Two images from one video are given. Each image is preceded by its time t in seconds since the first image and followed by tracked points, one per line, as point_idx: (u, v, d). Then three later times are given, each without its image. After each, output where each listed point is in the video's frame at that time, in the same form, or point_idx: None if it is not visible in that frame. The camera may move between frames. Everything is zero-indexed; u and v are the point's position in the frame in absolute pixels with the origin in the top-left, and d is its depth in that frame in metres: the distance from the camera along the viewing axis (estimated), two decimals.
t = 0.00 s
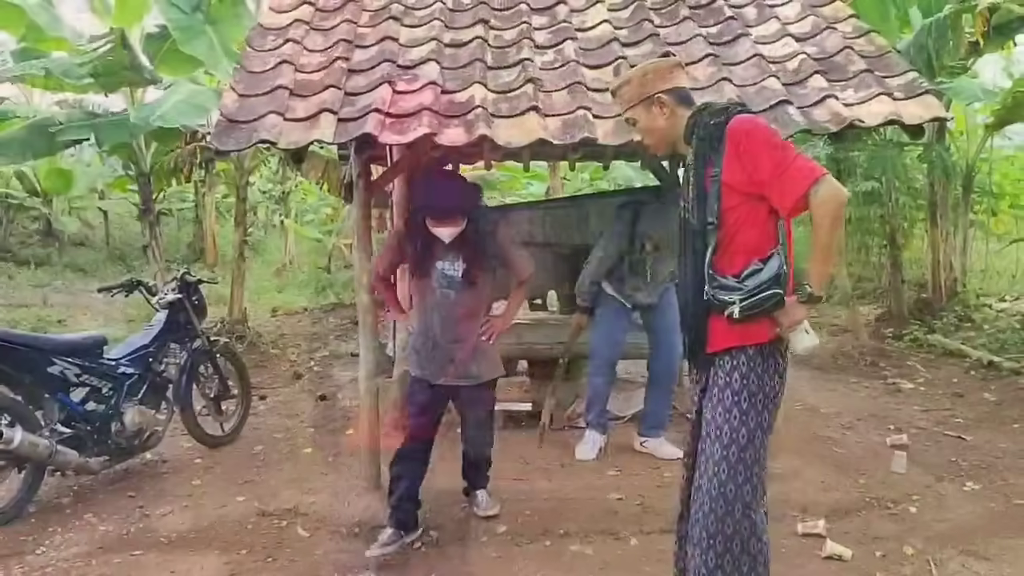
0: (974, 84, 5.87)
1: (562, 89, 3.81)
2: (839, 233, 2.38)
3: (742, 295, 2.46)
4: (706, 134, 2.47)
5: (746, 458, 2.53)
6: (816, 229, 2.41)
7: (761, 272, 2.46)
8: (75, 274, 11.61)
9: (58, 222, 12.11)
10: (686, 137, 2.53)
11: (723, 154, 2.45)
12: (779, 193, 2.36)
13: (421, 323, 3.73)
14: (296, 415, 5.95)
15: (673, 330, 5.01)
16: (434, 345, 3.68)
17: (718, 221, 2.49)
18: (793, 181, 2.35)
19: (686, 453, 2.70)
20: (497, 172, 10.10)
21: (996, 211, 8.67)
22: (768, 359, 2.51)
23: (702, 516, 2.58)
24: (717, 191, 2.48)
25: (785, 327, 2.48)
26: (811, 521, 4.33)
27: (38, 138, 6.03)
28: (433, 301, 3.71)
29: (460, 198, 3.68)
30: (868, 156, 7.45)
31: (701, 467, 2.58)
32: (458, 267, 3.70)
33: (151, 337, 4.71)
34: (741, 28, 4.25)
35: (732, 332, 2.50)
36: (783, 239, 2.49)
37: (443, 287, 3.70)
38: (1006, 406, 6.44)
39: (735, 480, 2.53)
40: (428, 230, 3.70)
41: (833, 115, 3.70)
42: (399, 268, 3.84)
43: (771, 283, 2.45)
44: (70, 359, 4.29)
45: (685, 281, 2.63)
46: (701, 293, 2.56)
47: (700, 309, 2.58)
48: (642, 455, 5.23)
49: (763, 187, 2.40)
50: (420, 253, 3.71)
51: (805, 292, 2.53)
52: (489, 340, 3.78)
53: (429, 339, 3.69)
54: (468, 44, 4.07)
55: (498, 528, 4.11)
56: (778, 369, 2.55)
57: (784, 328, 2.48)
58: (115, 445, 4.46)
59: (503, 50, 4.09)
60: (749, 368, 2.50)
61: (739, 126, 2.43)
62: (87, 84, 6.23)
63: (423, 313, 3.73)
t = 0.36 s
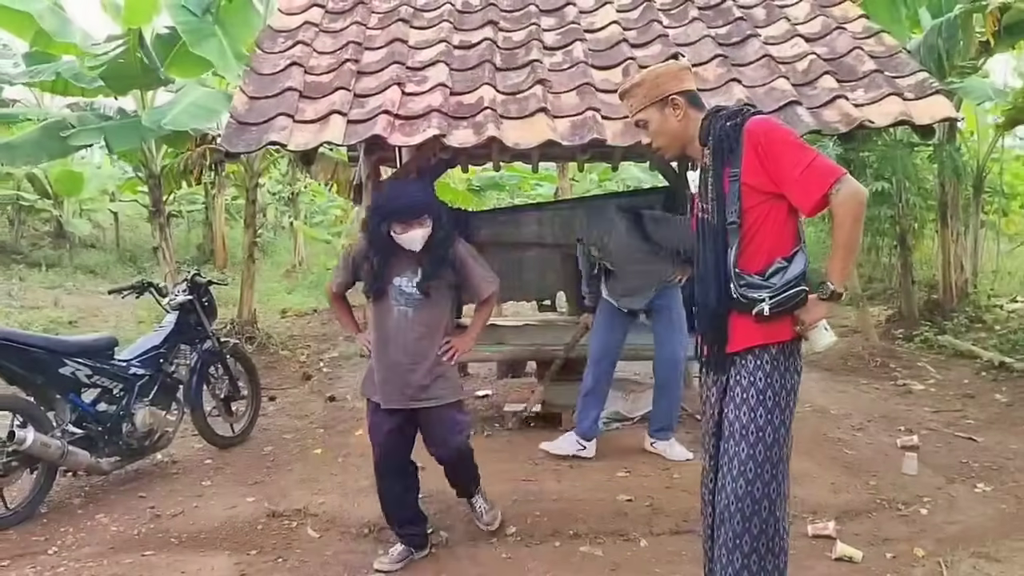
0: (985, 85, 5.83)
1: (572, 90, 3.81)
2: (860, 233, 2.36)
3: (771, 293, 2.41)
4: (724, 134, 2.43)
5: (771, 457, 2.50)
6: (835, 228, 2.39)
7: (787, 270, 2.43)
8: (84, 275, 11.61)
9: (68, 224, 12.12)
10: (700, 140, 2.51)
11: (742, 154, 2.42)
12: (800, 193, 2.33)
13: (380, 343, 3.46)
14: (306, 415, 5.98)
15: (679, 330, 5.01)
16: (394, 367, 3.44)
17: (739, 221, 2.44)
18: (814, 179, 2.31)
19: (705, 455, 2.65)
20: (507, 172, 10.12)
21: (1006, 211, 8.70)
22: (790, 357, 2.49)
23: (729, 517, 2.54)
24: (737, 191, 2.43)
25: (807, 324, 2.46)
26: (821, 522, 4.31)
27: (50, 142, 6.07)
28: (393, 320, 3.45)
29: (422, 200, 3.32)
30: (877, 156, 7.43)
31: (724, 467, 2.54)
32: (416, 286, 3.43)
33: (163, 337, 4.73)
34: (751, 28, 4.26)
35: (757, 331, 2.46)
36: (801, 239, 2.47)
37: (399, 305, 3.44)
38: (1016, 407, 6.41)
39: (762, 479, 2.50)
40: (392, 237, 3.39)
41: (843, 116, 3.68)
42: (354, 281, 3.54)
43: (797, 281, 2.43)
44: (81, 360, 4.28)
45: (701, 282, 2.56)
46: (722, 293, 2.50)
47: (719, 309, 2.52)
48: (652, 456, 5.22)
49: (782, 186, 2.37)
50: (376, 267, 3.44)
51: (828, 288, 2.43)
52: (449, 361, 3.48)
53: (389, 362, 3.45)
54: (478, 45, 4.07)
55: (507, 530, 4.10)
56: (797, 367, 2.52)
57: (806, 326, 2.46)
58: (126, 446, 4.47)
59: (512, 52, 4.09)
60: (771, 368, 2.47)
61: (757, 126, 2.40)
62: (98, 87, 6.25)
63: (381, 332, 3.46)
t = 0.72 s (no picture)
0: (1008, 81, 5.76)
1: (590, 89, 3.82)
2: (884, 229, 2.36)
3: (799, 291, 2.39)
4: (745, 134, 2.42)
5: (799, 455, 2.49)
6: (859, 225, 2.39)
7: (814, 268, 2.41)
8: (106, 275, 11.71)
9: (90, 226, 12.21)
10: (721, 140, 2.48)
11: (765, 153, 2.40)
12: (824, 191, 2.31)
13: (375, 355, 3.25)
14: (325, 415, 6.00)
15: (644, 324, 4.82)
16: (395, 380, 3.22)
17: (762, 220, 2.42)
18: (839, 177, 2.30)
19: (730, 455, 2.63)
20: (525, 172, 10.12)
21: None
22: (816, 354, 2.48)
23: (757, 516, 2.52)
24: (760, 190, 2.41)
25: (832, 322, 2.46)
26: (842, 523, 4.28)
27: (73, 144, 6.13)
28: (388, 331, 3.23)
29: (410, 193, 3.08)
30: (895, 154, 7.39)
31: (751, 466, 2.52)
32: (409, 289, 3.21)
33: (184, 337, 4.77)
34: (769, 26, 4.24)
35: (783, 329, 2.45)
36: (824, 236, 2.47)
37: (394, 314, 3.22)
38: None
39: (791, 476, 2.49)
40: (384, 240, 3.13)
41: (863, 115, 3.66)
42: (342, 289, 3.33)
43: (824, 278, 2.42)
44: (104, 360, 4.31)
45: (725, 283, 2.54)
46: (748, 293, 2.48)
47: (744, 309, 2.50)
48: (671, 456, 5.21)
49: (805, 184, 2.36)
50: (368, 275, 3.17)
51: (853, 286, 2.44)
52: (445, 360, 3.31)
53: (387, 373, 3.23)
54: (495, 47, 4.08)
55: (526, 530, 4.11)
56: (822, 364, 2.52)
57: (832, 323, 2.46)
58: (145, 446, 4.50)
59: (529, 52, 4.10)
60: (798, 366, 2.46)
61: (778, 125, 2.39)
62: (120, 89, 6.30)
63: (376, 343, 3.25)
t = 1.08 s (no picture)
0: None
1: (614, 89, 3.81)
2: (913, 227, 2.34)
3: (828, 288, 2.36)
4: (771, 131, 2.41)
5: (826, 454, 2.47)
6: (887, 221, 2.37)
7: (843, 265, 2.39)
8: (134, 275, 11.84)
9: (119, 227, 12.36)
10: (747, 138, 2.47)
11: (792, 150, 2.38)
12: (852, 188, 2.30)
13: (381, 358, 3.17)
14: (350, 414, 6.03)
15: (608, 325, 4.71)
16: (406, 385, 3.16)
17: (789, 217, 2.41)
18: (867, 173, 2.29)
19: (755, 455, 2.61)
20: (548, 171, 10.12)
21: None
22: (843, 353, 2.46)
23: (782, 516, 2.51)
24: (787, 187, 2.40)
25: (860, 320, 2.44)
26: (869, 524, 4.25)
27: (101, 146, 6.20)
28: (395, 333, 3.15)
29: (420, 186, 3.06)
30: (924, 152, 7.31)
31: (777, 467, 2.51)
32: (416, 288, 3.16)
33: (212, 336, 4.81)
34: (795, 24, 4.22)
35: (810, 327, 2.43)
36: (853, 235, 2.45)
37: (399, 315, 3.15)
38: None
39: (818, 476, 2.47)
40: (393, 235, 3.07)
41: (890, 112, 3.63)
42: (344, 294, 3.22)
43: (854, 276, 2.39)
44: (133, 359, 4.36)
45: (752, 281, 2.52)
46: (774, 291, 2.45)
47: (772, 308, 2.48)
48: (695, 457, 5.19)
49: (833, 180, 2.34)
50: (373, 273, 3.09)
51: (881, 284, 2.43)
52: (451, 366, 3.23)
53: (396, 378, 3.16)
54: (518, 47, 4.09)
55: (550, 529, 4.11)
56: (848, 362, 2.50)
57: (860, 322, 2.44)
58: (174, 444, 4.55)
59: (553, 51, 4.10)
60: (825, 365, 2.44)
61: (805, 122, 2.38)
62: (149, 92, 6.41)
63: (382, 347, 3.17)
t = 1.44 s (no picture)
0: None
1: (644, 89, 3.81)
2: (945, 230, 2.30)
3: (855, 291, 2.34)
4: (801, 131, 2.39)
5: (852, 459, 2.45)
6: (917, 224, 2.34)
7: (870, 268, 2.37)
8: (168, 276, 11.99)
9: (153, 228, 12.53)
10: (775, 138, 2.45)
11: (821, 150, 2.37)
12: (882, 189, 2.29)
13: (402, 364, 2.97)
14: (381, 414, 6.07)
15: (588, 331, 4.59)
16: (431, 390, 2.99)
17: (817, 218, 2.39)
18: (898, 175, 2.27)
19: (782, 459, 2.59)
20: (578, 172, 10.12)
21: None
22: (869, 356, 2.43)
23: (807, 521, 2.49)
24: (815, 188, 2.38)
25: (888, 324, 2.42)
26: (902, 528, 4.20)
27: (135, 149, 6.30)
28: (416, 337, 2.98)
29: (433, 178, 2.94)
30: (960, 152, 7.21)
31: (802, 471, 2.49)
32: (434, 287, 3.02)
33: (246, 334, 4.89)
34: (827, 23, 4.18)
35: (837, 330, 2.41)
36: (881, 237, 2.43)
37: (421, 316, 2.99)
38: None
39: (843, 480, 2.45)
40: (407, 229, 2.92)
41: (924, 111, 3.59)
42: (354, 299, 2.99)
43: (881, 278, 2.37)
44: (168, 358, 4.42)
45: (778, 282, 2.50)
46: (800, 292, 2.44)
47: (797, 309, 2.46)
48: (726, 459, 5.16)
49: (863, 182, 2.33)
50: (393, 271, 2.92)
51: (910, 288, 2.39)
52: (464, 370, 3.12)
53: (419, 383, 2.98)
54: (548, 49, 4.09)
55: (579, 530, 4.11)
56: (875, 366, 2.48)
57: (888, 326, 2.41)
58: (207, 442, 4.60)
59: (583, 52, 4.10)
60: (852, 368, 2.41)
61: (835, 123, 2.37)
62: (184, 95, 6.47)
63: (403, 352, 2.97)
